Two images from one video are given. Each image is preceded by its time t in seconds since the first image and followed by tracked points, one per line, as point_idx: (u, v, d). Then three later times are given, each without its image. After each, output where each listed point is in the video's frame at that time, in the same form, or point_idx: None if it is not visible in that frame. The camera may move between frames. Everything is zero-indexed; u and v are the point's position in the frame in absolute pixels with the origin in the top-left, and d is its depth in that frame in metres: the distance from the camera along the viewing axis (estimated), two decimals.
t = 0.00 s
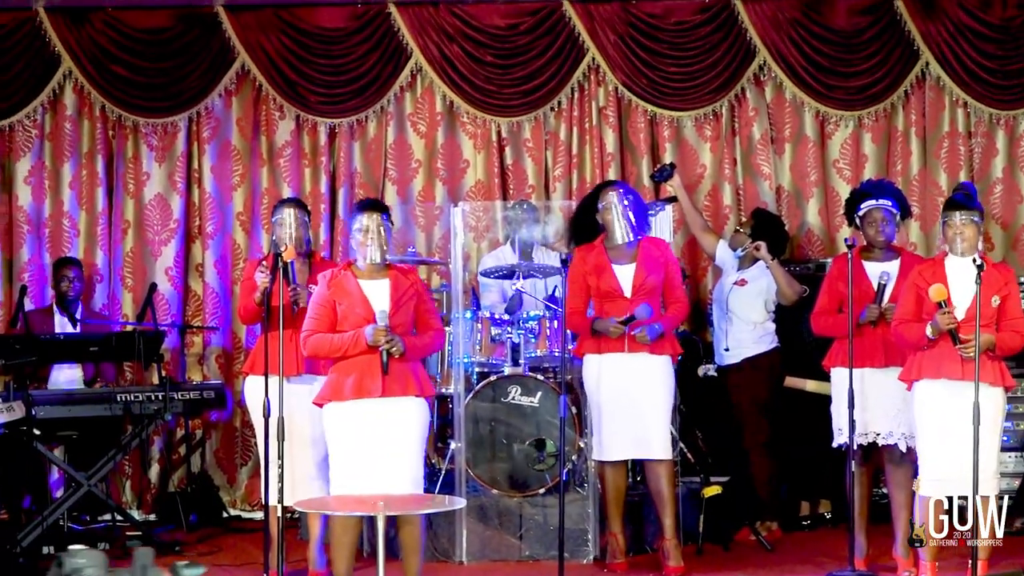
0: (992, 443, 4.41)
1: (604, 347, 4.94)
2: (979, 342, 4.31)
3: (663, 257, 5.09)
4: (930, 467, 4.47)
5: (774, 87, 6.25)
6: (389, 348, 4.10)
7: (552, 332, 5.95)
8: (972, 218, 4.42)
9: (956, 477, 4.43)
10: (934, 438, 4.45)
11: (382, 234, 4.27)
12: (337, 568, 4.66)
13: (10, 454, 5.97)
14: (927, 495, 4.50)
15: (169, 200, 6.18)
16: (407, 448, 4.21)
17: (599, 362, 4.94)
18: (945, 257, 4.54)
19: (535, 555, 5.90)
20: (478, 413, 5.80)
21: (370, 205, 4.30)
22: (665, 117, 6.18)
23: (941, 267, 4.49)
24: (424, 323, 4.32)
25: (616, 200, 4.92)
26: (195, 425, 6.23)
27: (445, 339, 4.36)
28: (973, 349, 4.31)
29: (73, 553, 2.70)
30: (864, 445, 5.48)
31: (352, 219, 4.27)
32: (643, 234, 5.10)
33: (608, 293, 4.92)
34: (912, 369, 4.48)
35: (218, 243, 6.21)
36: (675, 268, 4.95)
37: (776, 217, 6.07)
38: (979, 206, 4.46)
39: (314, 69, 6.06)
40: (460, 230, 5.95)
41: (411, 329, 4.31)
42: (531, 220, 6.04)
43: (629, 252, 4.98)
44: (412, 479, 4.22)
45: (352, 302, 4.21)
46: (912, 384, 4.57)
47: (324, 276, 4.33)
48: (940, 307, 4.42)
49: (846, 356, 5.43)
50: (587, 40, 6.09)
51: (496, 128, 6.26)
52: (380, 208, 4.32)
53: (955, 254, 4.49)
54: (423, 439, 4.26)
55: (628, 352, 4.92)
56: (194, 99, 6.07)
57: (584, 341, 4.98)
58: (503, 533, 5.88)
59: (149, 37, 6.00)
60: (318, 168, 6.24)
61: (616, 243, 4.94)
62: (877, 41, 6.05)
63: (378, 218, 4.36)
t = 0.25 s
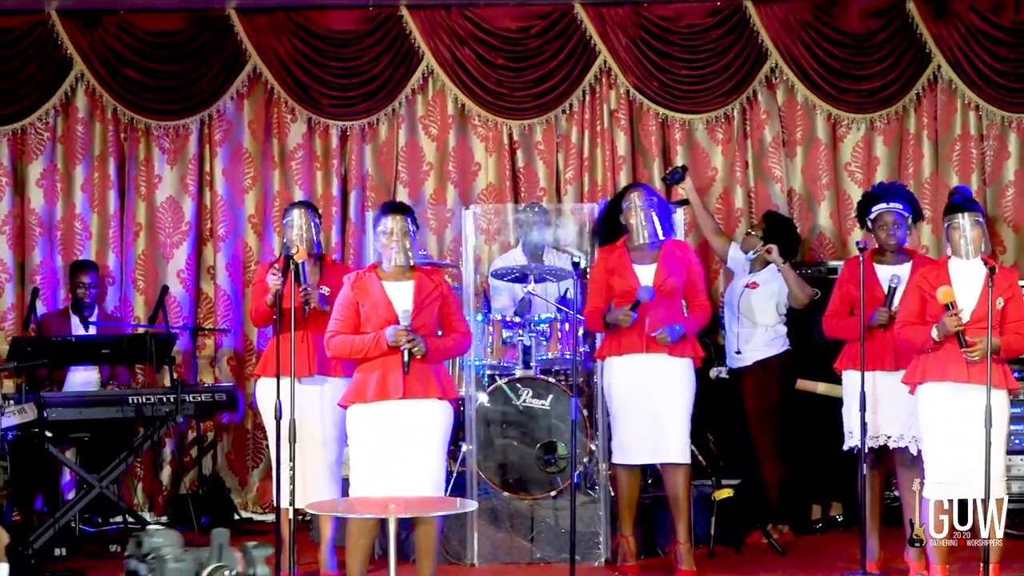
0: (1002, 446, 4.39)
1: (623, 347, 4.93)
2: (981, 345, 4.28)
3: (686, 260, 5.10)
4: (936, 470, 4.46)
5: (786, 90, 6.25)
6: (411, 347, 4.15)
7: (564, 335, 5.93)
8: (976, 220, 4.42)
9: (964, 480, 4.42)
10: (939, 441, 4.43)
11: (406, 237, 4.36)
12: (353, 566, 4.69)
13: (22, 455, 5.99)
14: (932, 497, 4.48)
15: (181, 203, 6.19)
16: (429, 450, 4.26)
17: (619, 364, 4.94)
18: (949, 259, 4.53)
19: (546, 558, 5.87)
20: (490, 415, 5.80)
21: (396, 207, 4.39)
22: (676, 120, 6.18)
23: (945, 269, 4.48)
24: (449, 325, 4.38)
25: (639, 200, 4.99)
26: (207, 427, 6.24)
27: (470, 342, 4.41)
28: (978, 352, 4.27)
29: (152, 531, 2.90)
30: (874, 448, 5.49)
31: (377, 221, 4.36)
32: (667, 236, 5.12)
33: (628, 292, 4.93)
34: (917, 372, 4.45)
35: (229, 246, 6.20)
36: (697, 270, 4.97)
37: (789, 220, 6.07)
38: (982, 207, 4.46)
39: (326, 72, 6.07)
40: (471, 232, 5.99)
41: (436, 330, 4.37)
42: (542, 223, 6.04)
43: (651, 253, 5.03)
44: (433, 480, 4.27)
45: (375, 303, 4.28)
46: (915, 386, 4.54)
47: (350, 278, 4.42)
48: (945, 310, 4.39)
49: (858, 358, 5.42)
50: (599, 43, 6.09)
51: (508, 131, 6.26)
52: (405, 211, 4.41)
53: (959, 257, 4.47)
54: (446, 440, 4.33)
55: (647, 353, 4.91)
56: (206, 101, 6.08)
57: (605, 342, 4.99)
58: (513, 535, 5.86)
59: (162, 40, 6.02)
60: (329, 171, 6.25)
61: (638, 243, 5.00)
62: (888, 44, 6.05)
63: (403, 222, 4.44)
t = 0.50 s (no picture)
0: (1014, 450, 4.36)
1: (651, 348, 4.93)
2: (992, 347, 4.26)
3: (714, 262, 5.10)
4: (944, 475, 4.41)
5: (801, 91, 6.24)
6: (431, 351, 4.16)
7: (578, 336, 5.89)
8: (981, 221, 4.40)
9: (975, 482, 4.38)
10: (948, 447, 4.38)
11: (431, 238, 4.37)
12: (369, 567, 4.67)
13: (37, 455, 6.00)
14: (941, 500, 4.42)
15: (196, 203, 6.20)
16: (451, 453, 4.28)
17: (645, 364, 4.94)
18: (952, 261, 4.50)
19: (560, 559, 5.85)
20: (504, 416, 5.81)
21: (421, 208, 4.41)
22: (691, 121, 6.17)
23: (950, 270, 4.44)
24: (476, 326, 4.39)
25: (666, 200, 5.02)
26: (221, 428, 6.25)
27: (497, 344, 4.41)
28: (987, 354, 4.26)
29: (179, 519, 2.94)
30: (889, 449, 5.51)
31: (404, 222, 4.39)
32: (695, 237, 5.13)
33: (655, 291, 4.94)
34: (923, 373, 4.42)
35: (243, 246, 6.21)
36: (723, 270, 4.96)
37: (804, 221, 6.06)
38: (985, 208, 4.44)
39: (341, 73, 6.08)
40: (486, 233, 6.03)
41: (462, 331, 4.38)
42: (556, 224, 6.03)
43: (678, 253, 5.04)
44: (455, 481, 4.28)
45: (398, 306, 4.31)
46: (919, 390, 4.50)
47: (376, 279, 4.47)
48: (953, 312, 4.36)
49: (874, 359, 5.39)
50: (613, 43, 6.09)
51: (522, 132, 6.26)
52: (430, 212, 4.43)
53: (964, 258, 4.44)
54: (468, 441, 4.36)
55: (675, 353, 4.90)
56: (221, 102, 6.08)
57: (632, 342, 4.99)
58: (528, 537, 5.86)
59: (177, 40, 6.03)
60: (344, 172, 6.25)
61: (664, 243, 5.01)
62: (903, 44, 6.04)
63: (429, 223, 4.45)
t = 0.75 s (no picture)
0: None
1: (671, 349, 4.94)
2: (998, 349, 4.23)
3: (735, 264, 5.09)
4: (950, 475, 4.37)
5: (812, 92, 6.24)
6: (441, 354, 4.15)
7: (590, 337, 5.90)
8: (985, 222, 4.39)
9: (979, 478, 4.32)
10: (953, 446, 4.35)
11: (450, 239, 4.37)
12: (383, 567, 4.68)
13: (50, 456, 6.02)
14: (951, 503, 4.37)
15: (208, 205, 6.21)
16: (459, 455, 4.29)
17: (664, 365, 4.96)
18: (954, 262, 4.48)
19: (572, 560, 5.85)
20: (515, 417, 5.79)
21: (441, 210, 4.39)
22: (703, 121, 6.17)
23: (954, 272, 4.41)
24: (494, 330, 4.38)
25: (686, 200, 5.03)
26: (233, 429, 6.26)
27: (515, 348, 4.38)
28: (995, 356, 4.23)
29: (155, 513, 3.08)
30: (904, 450, 5.51)
31: (423, 223, 4.41)
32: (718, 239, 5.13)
33: (675, 292, 4.95)
34: (929, 376, 4.40)
35: (255, 248, 6.21)
36: (744, 272, 4.96)
37: (816, 223, 6.05)
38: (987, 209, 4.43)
39: (352, 74, 6.08)
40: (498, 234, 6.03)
41: (479, 334, 4.38)
42: (568, 225, 6.03)
43: (698, 254, 5.05)
44: (463, 484, 4.29)
45: (416, 307, 4.35)
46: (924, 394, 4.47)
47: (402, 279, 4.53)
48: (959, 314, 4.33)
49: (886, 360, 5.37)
50: (625, 45, 6.09)
51: (534, 133, 6.26)
52: (450, 213, 4.41)
53: (967, 260, 4.43)
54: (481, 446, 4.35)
55: (695, 353, 4.92)
56: (233, 104, 6.08)
57: (651, 342, 5.01)
58: (540, 538, 5.86)
59: (189, 42, 6.03)
60: (356, 173, 6.25)
61: (684, 244, 5.02)
62: (915, 45, 6.04)
63: (450, 225, 4.45)
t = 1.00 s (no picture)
0: None
1: (688, 353, 4.93)
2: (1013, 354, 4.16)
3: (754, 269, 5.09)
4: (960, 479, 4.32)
5: (829, 96, 6.24)
6: (453, 356, 4.09)
7: (606, 341, 5.85)
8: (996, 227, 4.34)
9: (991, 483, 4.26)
10: (962, 450, 4.32)
11: (465, 245, 4.32)
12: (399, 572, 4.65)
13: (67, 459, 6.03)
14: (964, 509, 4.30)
15: (225, 209, 6.22)
16: (472, 458, 4.23)
17: (681, 368, 4.96)
18: (965, 267, 4.44)
19: (588, 564, 5.83)
20: (531, 421, 5.78)
21: (457, 214, 4.38)
22: (719, 125, 6.16)
23: (965, 277, 4.37)
24: (506, 334, 4.31)
25: (706, 204, 5.04)
26: (250, 432, 6.27)
27: (527, 352, 4.31)
28: (1009, 360, 4.17)
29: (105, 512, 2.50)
30: (920, 454, 5.53)
31: (439, 227, 4.37)
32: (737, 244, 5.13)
33: (694, 296, 4.95)
34: (942, 381, 4.35)
35: (272, 251, 6.22)
36: (762, 276, 4.95)
37: (832, 226, 6.05)
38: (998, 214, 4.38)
39: (368, 78, 6.07)
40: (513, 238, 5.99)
41: (491, 338, 4.30)
42: (584, 229, 6.03)
43: (718, 258, 5.05)
44: (476, 487, 4.23)
45: (427, 310, 4.29)
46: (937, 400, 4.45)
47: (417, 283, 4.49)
48: (973, 319, 4.28)
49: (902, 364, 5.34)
50: (641, 49, 6.08)
51: (550, 137, 6.26)
52: (466, 218, 4.39)
53: (977, 265, 4.38)
54: (492, 452, 4.28)
55: (713, 357, 4.90)
56: (250, 107, 6.09)
57: (669, 346, 5.01)
58: (555, 541, 5.85)
59: (206, 46, 6.04)
60: (372, 176, 6.25)
61: (704, 247, 5.02)
62: (932, 49, 6.02)
63: (465, 229, 4.41)
